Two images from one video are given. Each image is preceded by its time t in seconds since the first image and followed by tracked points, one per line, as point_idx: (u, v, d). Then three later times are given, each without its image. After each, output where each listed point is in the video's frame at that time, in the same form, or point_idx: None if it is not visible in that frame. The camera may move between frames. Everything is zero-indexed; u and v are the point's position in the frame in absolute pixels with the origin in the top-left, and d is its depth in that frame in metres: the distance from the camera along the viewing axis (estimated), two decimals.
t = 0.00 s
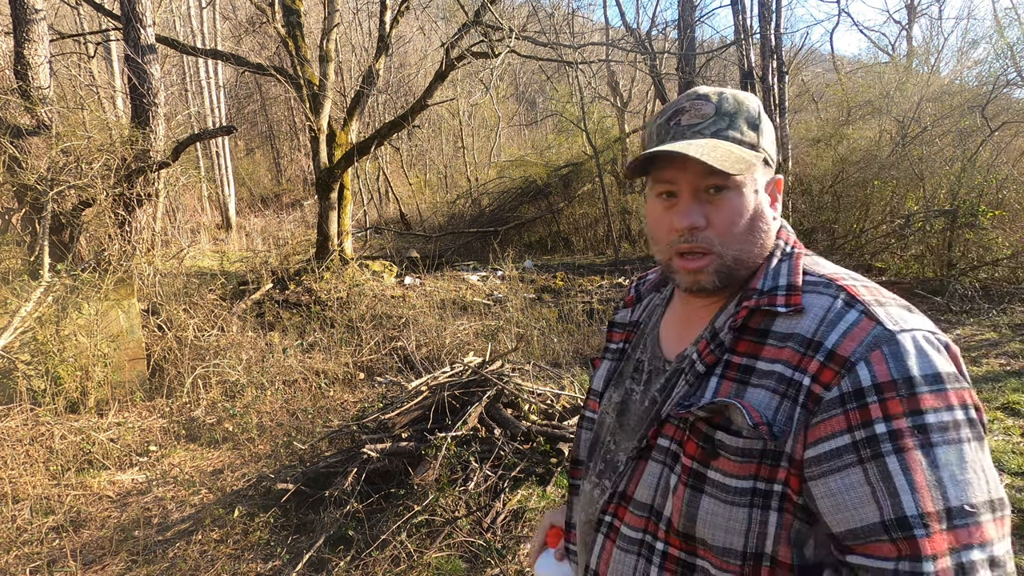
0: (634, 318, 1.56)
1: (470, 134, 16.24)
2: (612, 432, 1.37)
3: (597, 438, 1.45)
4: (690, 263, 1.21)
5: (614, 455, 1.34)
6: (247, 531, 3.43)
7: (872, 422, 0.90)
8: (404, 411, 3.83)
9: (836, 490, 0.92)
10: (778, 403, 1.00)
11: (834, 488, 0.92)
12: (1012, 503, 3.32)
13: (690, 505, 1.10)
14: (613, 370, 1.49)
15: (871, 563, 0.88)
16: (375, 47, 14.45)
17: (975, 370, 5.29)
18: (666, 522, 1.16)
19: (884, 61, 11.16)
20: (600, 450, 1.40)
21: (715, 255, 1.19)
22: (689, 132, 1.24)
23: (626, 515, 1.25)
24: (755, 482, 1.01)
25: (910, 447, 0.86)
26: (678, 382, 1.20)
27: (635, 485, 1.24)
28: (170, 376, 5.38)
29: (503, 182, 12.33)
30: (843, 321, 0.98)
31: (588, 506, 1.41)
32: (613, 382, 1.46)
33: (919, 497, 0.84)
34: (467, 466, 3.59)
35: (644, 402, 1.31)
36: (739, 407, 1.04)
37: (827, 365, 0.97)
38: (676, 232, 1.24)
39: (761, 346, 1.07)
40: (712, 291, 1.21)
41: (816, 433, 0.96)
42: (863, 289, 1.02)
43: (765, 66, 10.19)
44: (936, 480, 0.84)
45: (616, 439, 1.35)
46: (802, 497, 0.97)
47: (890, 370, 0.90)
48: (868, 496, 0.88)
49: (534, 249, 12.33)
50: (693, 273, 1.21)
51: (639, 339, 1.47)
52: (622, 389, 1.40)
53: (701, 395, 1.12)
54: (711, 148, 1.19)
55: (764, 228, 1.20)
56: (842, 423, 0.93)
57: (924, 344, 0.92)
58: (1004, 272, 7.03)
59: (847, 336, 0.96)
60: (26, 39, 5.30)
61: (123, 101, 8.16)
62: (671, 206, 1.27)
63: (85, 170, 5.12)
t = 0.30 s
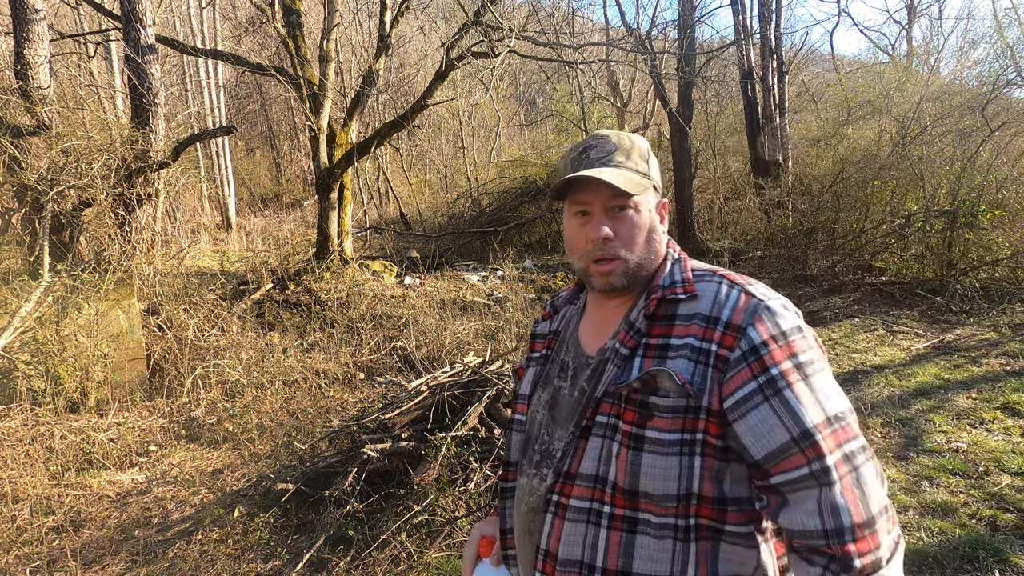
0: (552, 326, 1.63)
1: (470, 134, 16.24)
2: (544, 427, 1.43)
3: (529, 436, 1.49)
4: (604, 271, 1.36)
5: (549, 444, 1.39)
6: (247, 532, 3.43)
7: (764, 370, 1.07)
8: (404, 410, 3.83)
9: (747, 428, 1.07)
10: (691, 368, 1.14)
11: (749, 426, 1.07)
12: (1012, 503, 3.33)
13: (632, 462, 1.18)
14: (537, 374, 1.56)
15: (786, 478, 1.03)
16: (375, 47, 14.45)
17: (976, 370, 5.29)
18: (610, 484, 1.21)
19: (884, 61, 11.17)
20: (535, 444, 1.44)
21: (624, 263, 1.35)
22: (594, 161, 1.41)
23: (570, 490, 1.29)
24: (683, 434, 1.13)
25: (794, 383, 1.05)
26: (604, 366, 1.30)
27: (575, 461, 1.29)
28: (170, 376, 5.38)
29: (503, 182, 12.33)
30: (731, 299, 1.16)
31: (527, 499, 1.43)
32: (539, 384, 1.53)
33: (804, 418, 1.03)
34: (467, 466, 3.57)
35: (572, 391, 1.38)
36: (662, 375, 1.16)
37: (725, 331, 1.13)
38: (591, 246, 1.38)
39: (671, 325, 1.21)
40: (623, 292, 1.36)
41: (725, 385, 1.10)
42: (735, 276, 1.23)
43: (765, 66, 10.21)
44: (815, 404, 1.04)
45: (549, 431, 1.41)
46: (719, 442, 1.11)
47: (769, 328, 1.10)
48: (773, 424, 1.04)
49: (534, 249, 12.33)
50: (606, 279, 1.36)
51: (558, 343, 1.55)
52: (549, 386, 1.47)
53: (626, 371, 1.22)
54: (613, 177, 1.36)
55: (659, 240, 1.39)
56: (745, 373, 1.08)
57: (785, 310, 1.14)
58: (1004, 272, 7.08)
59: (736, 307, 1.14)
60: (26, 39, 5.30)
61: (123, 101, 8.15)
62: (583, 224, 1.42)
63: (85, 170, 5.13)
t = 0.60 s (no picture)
0: (502, 318, 1.66)
1: (470, 134, 16.24)
2: (521, 402, 1.50)
3: (505, 415, 1.55)
4: (553, 260, 1.51)
5: (534, 412, 1.48)
6: (247, 532, 3.43)
7: (704, 313, 1.31)
8: (404, 410, 3.86)
9: (702, 360, 1.29)
10: (653, 321, 1.33)
11: (705, 356, 1.29)
12: (1012, 503, 3.33)
13: (623, 403, 1.33)
14: (498, 361, 1.60)
15: (737, 392, 1.27)
16: (375, 47, 14.44)
17: (976, 370, 5.29)
18: (606, 426, 1.34)
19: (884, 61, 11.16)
20: (514, 420, 1.51)
21: (572, 252, 1.50)
22: (543, 166, 1.56)
23: (568, 445, 1.38)
24: (655, 374, 1.32)
25: (721, 321, 1.32)
26: (575, 336, 1.43)
27: (567, 418, 1.39)
28: (170, 376, 5.38)
29: (503, 182, 12.33)
30: (662, 267, 1.40)
31: (519, 469, 1.49)
32: (504, 368, 1.59)
33: (737, 345, 1.30)
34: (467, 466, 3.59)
35: (542, 365, 1.48)
36: (633, 330, 1.33)
37: (671, 287, 1.35)
38: (542, 239, 1.52)
39: (626, 292, 1.38)
40: (571, 276, 1.51)
41: (679, 329, 1.31)
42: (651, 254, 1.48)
43: (765, 66, 10.20)
44: (741, 333, 1.32)
45: (528, 403, 1.49)
46: (681, 376, 1.32)
47: (697, 285, 1.35)
48: (721, 350, 1.28)
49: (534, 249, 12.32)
50: (557, 266, 1.50)
51: (513, 329, 1.61)
52: (517, 366, 1.54)
53: (601, 333, 1.37)
54: (558, 181, 1.53)
55: (598, 235, 1.56)
56: (695, 317, 1.31)
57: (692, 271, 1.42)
58: (1004, 272, 7.06)
59: (673, 271, 1.38)
60: (26, 39, 5.30)
61: (123, 101, 8.15)
62: (533, 220, 1.56)
63: (85, 170, 5.13)
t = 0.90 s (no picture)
0: (540, 307, 1.75)
1: (470, 134, 16.25)
2: (569, 381, 1.60)
3: (551, 393, 1.63)
4: (601, 257, 1.63)
5: (583, 391, 1.58)
6: (247, 531, 3.43)
7: (726, 314, 1.54)
8: (404, 411, 3.85)
9: (727, 350, 1.50)
10: (692, 314, 1.51)
11: (730, 344, 1.51)
12: (1012, 503, 3.32)
13: (672, 381, 1.48)
14: (539, 345, 1.68)
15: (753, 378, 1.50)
16: (375, 47, 14.43)
17: (976, 371, 5.29)
18: (655, 401, 1.48)
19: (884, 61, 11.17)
20: (563, 397, 1.61)
21: (616, 251, 1.63)
22: (598, 171, 1.68)
23: (625, 417, 1.50)
24: (693, 357, 1.50)
25: (739, 321, 1.55)
26: (619, 324, 1.57)
27: (622, 394, 1.51)
28: (170, 376, 5.38)
29: (503, 181, 12.34)
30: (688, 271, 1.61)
31: (571, 442, 1.58)
32: (547, 351, 1.67)
33: (752, 340, 1.53)
34: (467, 466, 3.60)
35: (588, 349, 1.60)
36: (677, 319, 1.50)
37: (701, 288, 1.55)
38: (591, 238, 1.64)
39: (664, 288, 1.55)
40: (613, 273, 1.64)
41: (709, 323, 1.52)
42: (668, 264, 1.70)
43: (765, 66, 10.21)
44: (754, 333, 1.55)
45: (576, 382, 1.59)
46: (711, 363, 1.52)
47: (719, 291, 1.57)
48: (742, 343, 1.51)
49: (534, 249, 12.33)
50: (604, 262, 1.62)
51: (553, 317, 1.71)
52: (563, 348, 1.64)
53: (646, 320, 1.52)
54: (611, 187, 1.65)
55: (634, 240, 1.71)
56: (720, 313, 1.53)
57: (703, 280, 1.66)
58: (1004, 272, 7.07)
59: (699, 276, 1.59)
60: (26, 39, 5.30)
61: (123, 101, 8.16)
62: (585, 220, 1.67)
63: (85, 169, 5.12)
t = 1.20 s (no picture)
0: (606, 303, 1.85)
1: (470, 134, 16.25)
2: (635, 382, 1.76)
3: (616, 389, 1.78)
4: (660, 271, 1.74)
5: (647, 391, 1.74)
6: (247, 531, 3.43)
7: (778, 334, 1.70)
8: (404, 411, 3.83)
9: (778, 368, 1.67)
10: (751, 336, 1.66)
11: (782, 365, 1.68)
12: (1012, 503, 3.32)
13: (731, 397, 1.66)
14: (607, 342, 1.81)
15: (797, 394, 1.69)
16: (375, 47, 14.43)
17: (976, 371, 5.29)
18: (715, 414, 1.66)
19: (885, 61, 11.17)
20: (628, 395, 1.76)
21: (676, 266, 1.75)
22: (653, 191, 1.79)
23: (686, 424, 1.69)
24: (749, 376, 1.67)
25: (789, 341, 1.72)
26: (686, 339, 1.72)
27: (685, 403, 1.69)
28: (171, 376, 5.39)
29: (503, 182, 12.33)
30: (751, 289, 1.73)
31: (633, 436, 1.76)
32: (615, 348, 1.80)
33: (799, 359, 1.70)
34: (467, 466, 3.59)
35: (653, 354, 1.75)
36: (739, 341, 1.65)
37: (759, 311, 1.69)
38: (651, 252, 1.75)
39: (728, 308, 1.69)
40: (675, 285, 1.76)
41: (764, 343, 1.68)
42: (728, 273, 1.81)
43: (765, 66, 10.20)
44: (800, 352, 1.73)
45: (641, 383, 1.75)
46: (760, 377, 1.70)
47: (774, 310, 1.72)
48: (790, 363, 1.68)
49: (534, 249, 12.33)
50: (666, 275, 1.74)
51: (618, 314, 1.83)
52: (630, 348, 1.78)
53: (711, 337, 1.68)
54: (671, 206, 1.76)
55: (695, 252, 1.81)
56: (775, 335, 1.69)
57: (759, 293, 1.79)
58: (1004, 272, 7.07)
59: (758, 295, 1.73)
60: (26, 39, 5.30)
61: (123, 101, 8.16)
62: (643, 235, 1.78)
63: (85, 170, 5.12)
